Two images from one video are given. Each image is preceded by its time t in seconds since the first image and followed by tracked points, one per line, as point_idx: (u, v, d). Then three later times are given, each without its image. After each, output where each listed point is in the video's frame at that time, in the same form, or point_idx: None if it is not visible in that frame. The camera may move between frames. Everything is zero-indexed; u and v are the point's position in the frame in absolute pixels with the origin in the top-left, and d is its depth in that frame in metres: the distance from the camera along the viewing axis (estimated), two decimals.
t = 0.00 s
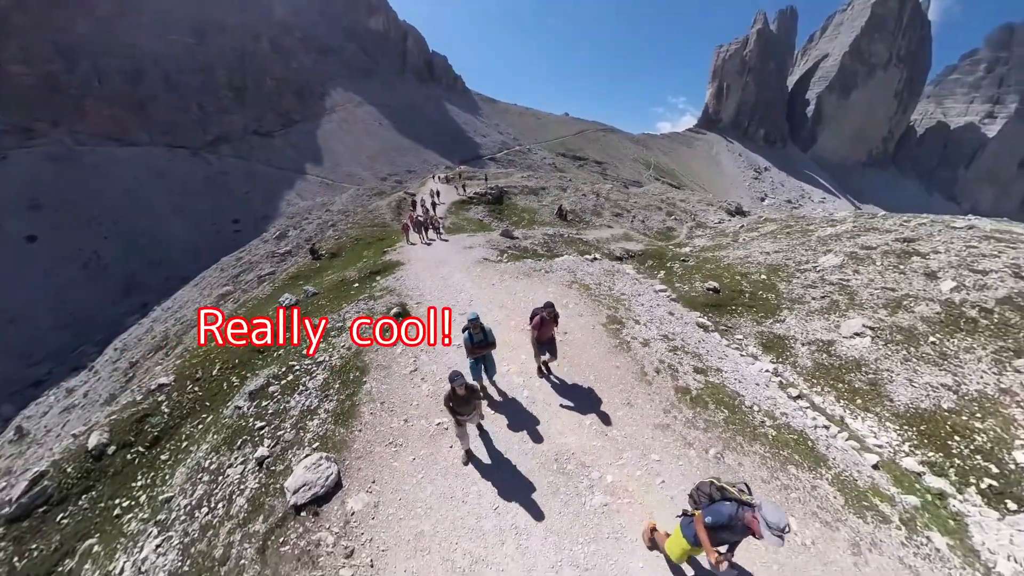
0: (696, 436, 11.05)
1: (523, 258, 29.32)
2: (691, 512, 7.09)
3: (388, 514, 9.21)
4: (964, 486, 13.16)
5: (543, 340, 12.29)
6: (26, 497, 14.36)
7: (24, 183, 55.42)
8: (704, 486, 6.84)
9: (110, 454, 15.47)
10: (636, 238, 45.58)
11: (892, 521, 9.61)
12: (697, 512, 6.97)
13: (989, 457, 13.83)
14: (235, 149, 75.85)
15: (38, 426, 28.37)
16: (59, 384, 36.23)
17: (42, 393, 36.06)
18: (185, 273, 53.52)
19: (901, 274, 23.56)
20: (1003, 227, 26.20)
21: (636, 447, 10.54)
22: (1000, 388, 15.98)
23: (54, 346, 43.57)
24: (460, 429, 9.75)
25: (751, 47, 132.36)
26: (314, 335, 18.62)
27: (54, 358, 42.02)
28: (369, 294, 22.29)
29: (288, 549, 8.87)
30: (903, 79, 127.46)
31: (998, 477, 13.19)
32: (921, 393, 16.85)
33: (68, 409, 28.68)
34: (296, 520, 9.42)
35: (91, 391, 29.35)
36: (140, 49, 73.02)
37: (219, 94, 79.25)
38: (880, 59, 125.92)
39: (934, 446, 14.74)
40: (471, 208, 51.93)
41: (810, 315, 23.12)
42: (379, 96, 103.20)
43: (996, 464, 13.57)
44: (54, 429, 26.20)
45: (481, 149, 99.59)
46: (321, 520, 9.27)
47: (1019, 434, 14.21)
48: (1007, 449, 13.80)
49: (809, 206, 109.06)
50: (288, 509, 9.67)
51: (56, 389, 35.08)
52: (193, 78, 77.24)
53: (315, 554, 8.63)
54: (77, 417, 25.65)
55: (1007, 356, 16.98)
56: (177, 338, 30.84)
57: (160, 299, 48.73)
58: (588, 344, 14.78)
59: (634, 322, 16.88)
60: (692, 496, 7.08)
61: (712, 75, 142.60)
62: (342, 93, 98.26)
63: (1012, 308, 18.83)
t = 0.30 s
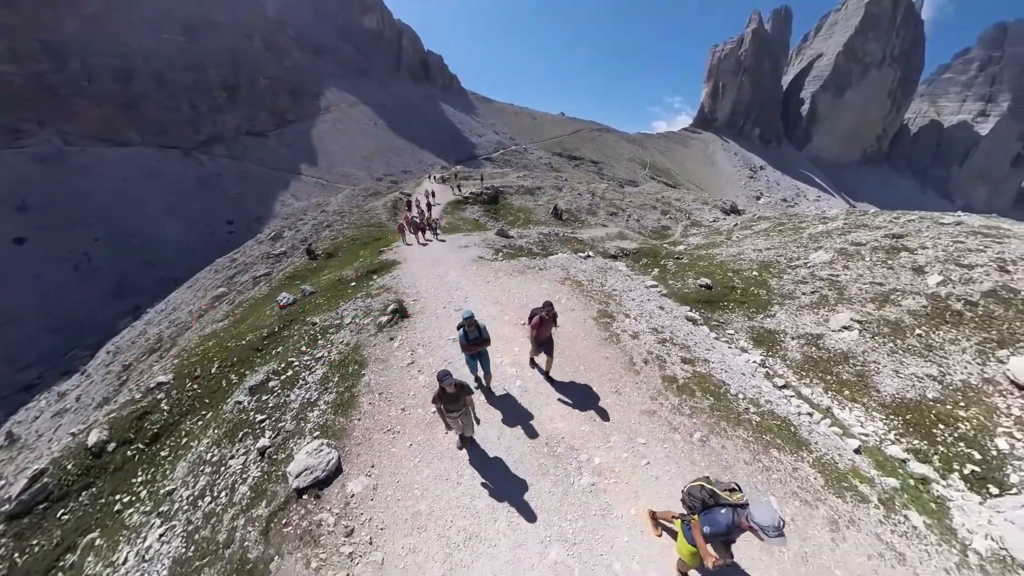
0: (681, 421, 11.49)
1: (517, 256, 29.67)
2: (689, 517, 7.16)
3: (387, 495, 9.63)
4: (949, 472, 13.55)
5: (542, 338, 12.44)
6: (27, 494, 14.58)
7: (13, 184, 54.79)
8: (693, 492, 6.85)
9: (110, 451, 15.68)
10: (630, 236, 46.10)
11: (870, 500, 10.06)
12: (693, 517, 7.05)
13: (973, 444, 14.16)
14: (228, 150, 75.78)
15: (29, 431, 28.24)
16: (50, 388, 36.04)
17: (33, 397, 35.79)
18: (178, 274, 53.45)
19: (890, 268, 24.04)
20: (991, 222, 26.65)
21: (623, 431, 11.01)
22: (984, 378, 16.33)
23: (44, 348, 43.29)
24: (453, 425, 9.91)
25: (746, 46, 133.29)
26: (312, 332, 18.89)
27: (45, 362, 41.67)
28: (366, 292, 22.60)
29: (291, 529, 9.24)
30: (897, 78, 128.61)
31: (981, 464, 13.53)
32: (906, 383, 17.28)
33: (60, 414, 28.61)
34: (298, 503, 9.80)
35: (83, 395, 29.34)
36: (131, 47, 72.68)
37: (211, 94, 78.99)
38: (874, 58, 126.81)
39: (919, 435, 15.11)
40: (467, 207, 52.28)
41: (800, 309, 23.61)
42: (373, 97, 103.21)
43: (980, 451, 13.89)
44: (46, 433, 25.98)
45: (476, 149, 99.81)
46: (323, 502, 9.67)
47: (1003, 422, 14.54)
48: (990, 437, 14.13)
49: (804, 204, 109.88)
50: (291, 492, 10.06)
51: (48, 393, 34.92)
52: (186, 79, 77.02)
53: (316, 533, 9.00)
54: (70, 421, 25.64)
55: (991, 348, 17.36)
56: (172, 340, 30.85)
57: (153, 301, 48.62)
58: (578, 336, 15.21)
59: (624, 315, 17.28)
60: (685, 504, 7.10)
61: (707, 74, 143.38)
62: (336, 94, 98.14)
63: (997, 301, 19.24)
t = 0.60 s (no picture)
0: (667, 407, 12.06)
1: (513, 254, 30.08)
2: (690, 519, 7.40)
3: (388, 474, 10.18)
4: (932, 460, 13.86)
5: (542, 336, 12.36)
6: (33, 487, 14.89)
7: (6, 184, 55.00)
8: (693, 494, 7.16)
9: (114, 445, 16.04)
10: (626, 235, 46.60)
11: (848, 481, 10.57)
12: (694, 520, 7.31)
13: (957, 433, 14.45)
14: (224, 151, 75.88)
15: (23, 434, 28.26)
16: (45, 390, 36.06)
17: (27, 400, 35.73)
18: (175, 275, 53.61)
19: (880, 265, 24.49)
20: (982, 220, 27.02)
21: (611, 416, 11.61)
22: (970, 370, 16.64)
23: (39, 348, 43.25)
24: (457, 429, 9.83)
25: (743, 45, 134.01)
26: (313, 328, 19.32)
27: (40, 363, 41.61)
28: (366, 289, 23.04)
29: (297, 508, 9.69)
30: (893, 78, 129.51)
31: (963, 452, 13.81)
32: (893, 375, 17.69)
33: (55, 416, 28.68)
34: (304, 483, 10.30)
35: (79, 397, 29.44)
36: (125, 46, 72.42)
37: (206, 94, 78.97)
38: (870, 57, 127.50)
39: (905, 425, 15.46)
40: (464, 207, 52.66)
41: (791, 305, 24.08)
42: (370, 97, 103.36)
43: (963, 439, 14.16)
44: (40, 436, 25.96)
45: (474, 150, 100.08)
46: (327, 483, 10.18)
47: (986, 412, 14.83)
48: (973, 425, 14.44)
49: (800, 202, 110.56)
50: (296, 474, 10.55)
51: (42, 396, 34.95)
52: (181, 80, 76.98)
53: (321, 511, 9.48)
54: (65, 424, 25.76)
55: (976, 341, 17.71)
56: (168, 342, 31.01)
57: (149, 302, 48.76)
58: (570, 329, 15.72)
59: (616, 310, 17.76)
60: (687, 505, 7.42)
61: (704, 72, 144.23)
62: (333, 94, 98.19)
63: (982, 295, 19.64)
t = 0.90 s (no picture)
0: (656, 395, 12.65)
1: (511, 253, 30.53)
2: (694, 518, 7.28)
3: (389, 454, 10.79)
4: (922, 451, 14.11)
5: (542, 332, 12.31)
6: (41, 477, 15.26)
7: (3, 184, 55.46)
8: (698, 494, 7.01)
9: (120, 437, 16.42)
10: (624, 234, 47.00)
11: (831, 465, 11.01)
12: (698, 519, 7.18)
13: (947, 425, 14.65)
14: (223, 150, 76.26)
15: (21, 433, 28.51)
16: (43, 390, 36.31)
17: (25, 399, 35.97)
18: (174, 274, 53.92)
19: (874, 262, 24.73)
20: (980, 218, 27.19)
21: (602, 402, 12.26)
22: (961, 364, 16.84)
23: (37, 348, 43.48)
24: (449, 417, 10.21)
25: (744, 45, 134.55)
26: (316, 323, 19.79)
27: (38, 363, 41.75)
28: (367, 286, 23.52)
29: (302, 487, 10.29)
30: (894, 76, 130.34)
31: (953, 443, 14.04)
32: (884, 369, 17.95)
33: (53, 416, 28.96)
34: (309, 464, 10.91)
35: (77, 397, 29.75)
36: (123, 45, 72.50)
37: (205, 93, 79.28)
38: (871, 56, 128.04)
39: (896, 418, 15.69)
40: (464, 207, 53.07)
41: (785, 303, 24.40)
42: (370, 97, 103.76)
43: (953, 431, 14.38)
44: (39, 435, 26.31)
45: (473, 149, 100.46)
46: (332, 464, 10.79)
47: (977, 404, 15.01)
48: (963, 418, 14.66)
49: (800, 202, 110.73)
50: (302, 456, 11.18)
51: (40, 395, 35.23)
52: (181, 79, 77.30)
53: (325, 489, 10.08)
54: (64, 422, 26.08)
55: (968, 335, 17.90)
56: (168, 341, 31.34)
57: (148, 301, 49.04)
58: (564, 322, 16.29)
59: (610, 305, 18.22)
60: (691, 504, 7.29)
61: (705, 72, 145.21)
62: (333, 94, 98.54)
63: (975, 292, 19.82)
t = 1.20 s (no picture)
0: (649, 389, 13.07)
1: (511, 252, 30.86)
2: (715, 535, 6.79)
3: (391, 442, 11.46)
4: (918, 450, 14.15)
5: (546, 335, 12.27)
6: (50, 467, 15.67)
7: (8, 183, 56.18)
8: (725, 506, 6.65)
9: (127, 429, 16.78)
10: (625, 235, 47.23)
11: (822, 460, 11.27)
12: (719, 533, 6.72)
13: (944, 424, 14.69)
14: (226, 150, 76.80)
15: (24, 429, 28.90)
16: (45, 387, 36.79)
17: (27, 397, 36.38)
18: (177, 273, 54.43)
19: (875, 262, 24.62)
20: (985, 219, 27.11)
21: (596, 396, 12.75)
22: (961, 363, 16.81)
23: (40, 345, 43.92)
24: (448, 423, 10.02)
25: (748, 44, 134.46)
26: (318, 321, 20.12)
27: (39, 361, 42.11)
28: (370, 284, 23.87)
29: (307, 473, 10.92)
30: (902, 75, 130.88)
31: (950, 441, 14.08)
32: (883, 369, 17.96)
33: (56, 412, 29.40)
34: (314, 452, 11.53)
35: (80, 394, 30.16)
36: (127, 44, 72.98)
37: (208, 93, 79.79)
38: (879, 55, 128.35)
39: (893, 417, 15.75)
40: (466, 207, 53.46)
41: (784, 303, 24.41)
42: (372, 97, 104.25)
43: (949, 430, 14.43)
44: (42, 431, 26.68)
45: (476, 149, 100.94)
46: (335, 452, 11.41)
47: (975, 404, 15.01)
48: (960, 417, 14.69)
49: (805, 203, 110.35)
50: (307, 444, 11.81)
51: (42, 392, 35.68)
52: (184, 79, 77.83)
53: (328, 475, 10.71)
54: (67, 418, 26.48)
55: (968, 336, 17.85)
56: (171, 339, 31.71)
57: (150, 299, 49.48)
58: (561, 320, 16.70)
59: (607, 303, 18.49)
60: (713, 519, 6.89)
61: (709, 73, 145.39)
62: (335, 94, 98.98)
63: (977, 292, 19.73)
